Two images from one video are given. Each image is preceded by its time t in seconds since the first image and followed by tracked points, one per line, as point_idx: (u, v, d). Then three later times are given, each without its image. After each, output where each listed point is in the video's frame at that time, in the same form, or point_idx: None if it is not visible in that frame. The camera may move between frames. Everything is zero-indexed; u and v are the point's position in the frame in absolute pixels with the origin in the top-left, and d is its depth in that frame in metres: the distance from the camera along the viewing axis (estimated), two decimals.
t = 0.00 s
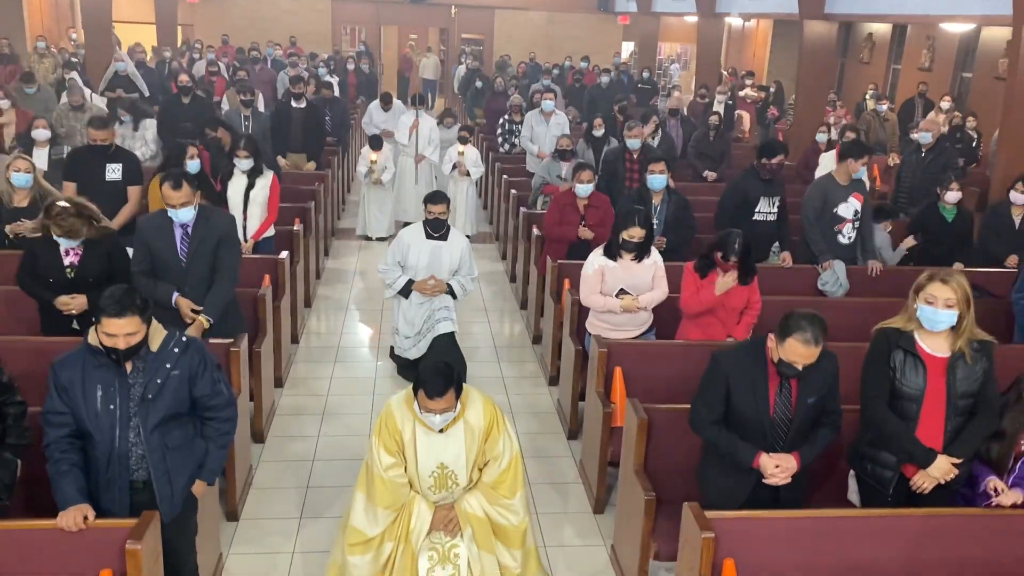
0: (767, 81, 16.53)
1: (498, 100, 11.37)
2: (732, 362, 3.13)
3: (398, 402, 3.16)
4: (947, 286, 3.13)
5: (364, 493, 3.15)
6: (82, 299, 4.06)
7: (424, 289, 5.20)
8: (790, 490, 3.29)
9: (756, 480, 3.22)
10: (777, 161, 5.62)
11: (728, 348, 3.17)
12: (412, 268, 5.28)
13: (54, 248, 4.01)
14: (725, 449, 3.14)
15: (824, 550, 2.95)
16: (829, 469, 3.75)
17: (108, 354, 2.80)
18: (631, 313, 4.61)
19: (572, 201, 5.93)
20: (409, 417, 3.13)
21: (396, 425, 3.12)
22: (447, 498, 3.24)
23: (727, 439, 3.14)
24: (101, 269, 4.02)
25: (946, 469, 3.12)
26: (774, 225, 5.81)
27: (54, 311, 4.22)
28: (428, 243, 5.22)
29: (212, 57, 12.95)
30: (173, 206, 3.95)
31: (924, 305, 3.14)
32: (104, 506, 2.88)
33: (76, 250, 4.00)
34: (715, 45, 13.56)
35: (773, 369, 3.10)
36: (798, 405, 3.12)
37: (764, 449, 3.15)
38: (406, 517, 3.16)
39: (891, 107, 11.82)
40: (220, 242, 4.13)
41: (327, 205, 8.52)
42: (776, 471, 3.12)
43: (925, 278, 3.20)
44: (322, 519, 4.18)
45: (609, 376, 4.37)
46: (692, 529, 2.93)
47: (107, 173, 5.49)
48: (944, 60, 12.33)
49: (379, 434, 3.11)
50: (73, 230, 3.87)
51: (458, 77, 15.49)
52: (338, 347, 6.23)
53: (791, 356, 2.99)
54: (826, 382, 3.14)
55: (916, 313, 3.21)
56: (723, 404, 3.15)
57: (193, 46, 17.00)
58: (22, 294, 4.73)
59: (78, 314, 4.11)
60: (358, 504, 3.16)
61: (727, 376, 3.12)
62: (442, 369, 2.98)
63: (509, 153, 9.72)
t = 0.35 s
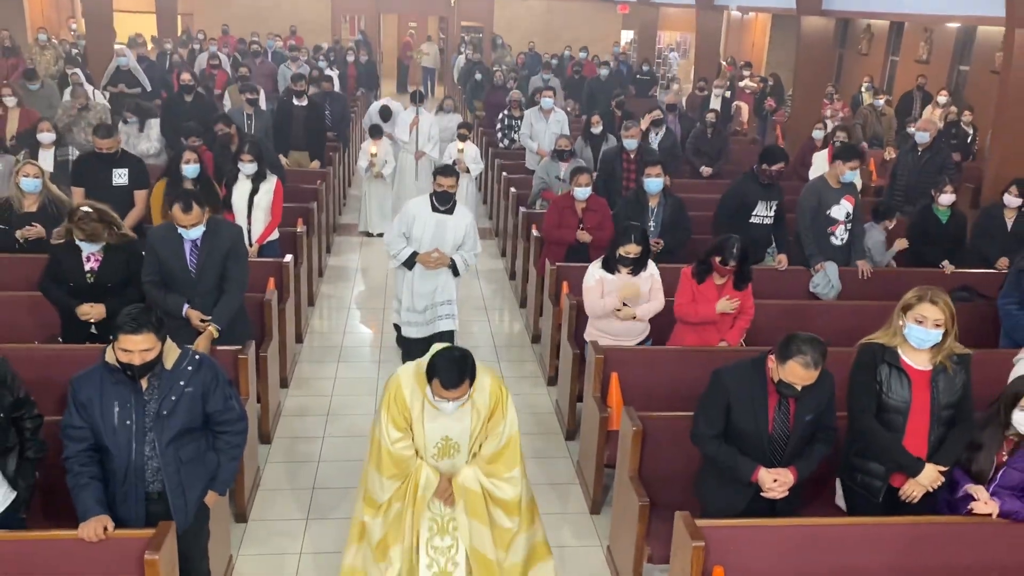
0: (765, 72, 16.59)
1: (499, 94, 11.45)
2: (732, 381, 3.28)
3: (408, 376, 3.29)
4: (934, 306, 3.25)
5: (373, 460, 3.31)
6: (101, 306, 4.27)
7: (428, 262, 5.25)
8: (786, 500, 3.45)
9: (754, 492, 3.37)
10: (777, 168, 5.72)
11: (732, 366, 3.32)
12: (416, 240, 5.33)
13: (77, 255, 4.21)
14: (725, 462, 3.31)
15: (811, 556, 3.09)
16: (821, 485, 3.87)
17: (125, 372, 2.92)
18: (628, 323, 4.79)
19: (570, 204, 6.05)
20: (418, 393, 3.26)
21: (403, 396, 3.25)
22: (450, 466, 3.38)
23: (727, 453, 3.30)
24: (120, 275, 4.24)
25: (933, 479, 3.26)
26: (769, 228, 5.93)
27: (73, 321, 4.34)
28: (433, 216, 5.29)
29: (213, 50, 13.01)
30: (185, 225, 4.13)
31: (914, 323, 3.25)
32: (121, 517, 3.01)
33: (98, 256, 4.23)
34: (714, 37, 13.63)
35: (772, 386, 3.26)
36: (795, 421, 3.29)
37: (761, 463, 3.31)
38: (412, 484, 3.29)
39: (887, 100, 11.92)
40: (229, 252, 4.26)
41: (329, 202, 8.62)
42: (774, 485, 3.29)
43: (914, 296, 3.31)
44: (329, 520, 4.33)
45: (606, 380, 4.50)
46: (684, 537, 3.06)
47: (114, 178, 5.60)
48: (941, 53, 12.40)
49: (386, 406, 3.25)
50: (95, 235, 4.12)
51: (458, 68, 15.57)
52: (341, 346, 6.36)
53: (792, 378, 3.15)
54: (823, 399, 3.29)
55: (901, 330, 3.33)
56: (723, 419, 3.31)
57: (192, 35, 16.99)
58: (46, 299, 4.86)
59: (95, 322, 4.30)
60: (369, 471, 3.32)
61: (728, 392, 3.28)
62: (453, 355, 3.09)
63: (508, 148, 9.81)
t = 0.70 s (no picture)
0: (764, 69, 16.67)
1: (499, 94, 11.54)
2: (727, 394, 3.39)
3: (411, 355, 3.35)
4: (925, 323, 3.34)
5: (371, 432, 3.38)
6: (104, 315, 4.43)
7: (428, 236, 5.32)
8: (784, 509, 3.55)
9: (752, 502, 3.47)
10: (776, 176, 5.81)
11: (727, 378, 3.42)
12: (418, 216, 5.42)
13: (86, 262, 4.38)
14: (724, 473, 3.41)
15: (800, 564, 3.20)
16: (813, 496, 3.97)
17: (138, 387, 3.03)
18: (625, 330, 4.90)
19: (569, 210, 6.14)
20: (422, 369, 3.33)
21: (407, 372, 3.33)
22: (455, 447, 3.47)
23: (725, 464, 3.41)
24: (127, 282, 4.41)
25: (919, 489, 3.37)
26: (766, 234, 6.03)
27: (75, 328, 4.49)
28: (435, 192, 5.38)
29: (214, 49, 13.06)
30: (194, 239, 4.22)
31: (904, 341, 3.33)
32: (134, 527, 3.12)
33: (106, 263, 4.40)
34: (713, 36, 13.70)
35: (767, 397, 3.37)
36: (790, 430, 3.39)
37: (758, 474, 3.41)
38: (411, 459, 3.39)
39: (885, 99, 11.99)
40: (236, 262, 4.35)
41: (331, 204, 8.71)
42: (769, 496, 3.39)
43: (905, 313, 3.38)
44: (333, 524, 4.44)
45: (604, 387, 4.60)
46: (678, 545, 3.16)
47: (121, 184, 5.69)
48: (939, 53, 12.47)
49: (390, 384, 3.33)
50: (109, 237, 4.32)
51: (458, 65, 15.64)
52: (344, 349, 6.47)
53: (784, 380, 3.27)
54: (817, 410, 3.40)
55: (890, 345, 3.42)
56: (720, 430, 3.41)
57: (193, 31, 17.03)
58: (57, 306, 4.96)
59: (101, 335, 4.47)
60: (367, 448, 3.38)
61: (725, 404, 3.39)
62: (462, 318, 3.14)
63: (508, 149, 9.90)
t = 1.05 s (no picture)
0: (763, 75, 16.76)
1: (499, 102, 11.63)
2: (722, 412, 3.48)
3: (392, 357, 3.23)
4: (919, 349, 3.41)
5: (370, 446, 3.21)
6: (104, 330, 4.35)
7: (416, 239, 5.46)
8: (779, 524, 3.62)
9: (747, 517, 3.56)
10: (769, 189, 5.89)
11: (723, 394, 3.52)
12: (416, 218, 5.58)
13: (85, 273, 4.32)
14: (719, 489, 3.49)
15: None
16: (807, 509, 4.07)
17: (151, 407, 3.12)
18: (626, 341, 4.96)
19: (569, 222, 6.23)
20: (409, 366, 3.20)
21: (399, 377, 3.18)
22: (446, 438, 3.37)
23: (721, 481, 3.49)
24: (126, 292, 4.35)
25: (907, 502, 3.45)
26: (760, 245, 6.12)
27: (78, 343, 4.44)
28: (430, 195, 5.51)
29: (217, 57, 13.17)
30: (200, 255, 4.31)
31: (898, 365, 3.43)
32: (147, 542, 3.21)
33: (104, 274, 4.35)
34: (712, 42, 13.79)
35: (762, 412, 3.46)
36: (784, 445, 3.47)
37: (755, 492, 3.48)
38: (415, 458, 3.20)
39: (883, 106, 12.06)
40: (246, 279, 4.46)
41: (333, 212, 8.80)
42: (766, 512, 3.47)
43: (899, 337, 3.46)
44: (336, 535, 4.52)
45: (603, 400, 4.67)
46: (674, 560, 3.23)
47: (128, 198, 5.77)
48: (936, 60, 12.56)
49: (381, 391, 3.17)
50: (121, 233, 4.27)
51: (460, 71, 15.75)
52: (347, 358, 6.56)
53: (776, 381, 3.37)
54: (809, 425, 3.49)
55: (881, 365, 3.51)
56: (717, 446, 3.50)
57: (196, 37, 17.13)
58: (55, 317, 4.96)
59: (103, 350, 4.40)
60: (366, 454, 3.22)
61: (721, 420, 3.47)
62: (441, 308, 3.16)
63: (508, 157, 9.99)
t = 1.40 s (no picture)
0: (763, 85, 16.85)
1: (501, 114, 11.73)
2: (717, 431, 3.57)
3: (398, 373, 3.36)
4: (914, 375, 3.49)
5: (413, 463, 3.29)
6: (112, 347, 4.42)
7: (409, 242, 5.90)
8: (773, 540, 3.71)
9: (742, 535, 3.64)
10: (757, 204, 6.00)
11: (717, 412, 3.61)
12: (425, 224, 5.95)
13: (86, 293, 4.41)
14: (715, 508, 3.57)
15: None
16: (800, 525, 4.15)
17: (164, 427, 3.22)
18: (625, 356, 5.04)
19: (571, 237, 6.32)
20: (418, 379, 3.35)
21: (422, 389, 3.32)
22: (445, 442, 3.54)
23: (717, 500, 3.57)
24: (128, 310, 4.42)
25: (898, 522, 3.53)
26: (753, 259, 6.20)
27: (89, 362, 4.51)
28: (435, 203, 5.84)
29: (221, 68, 13.28)
30: (210, 272, 4.39)
31: (892, 389, 3.51)
32: (160, 559, 3.29)
33: (105, 292, 4.44)
34: (712, 54, 13.90)
35: (755, 429, 3.56)
36: (776, 461, 3.57)
37: (748, 511, 3.57)
38: (441, 466, 3.37)
39: (882, 117, 12.16)
40: (253, 296, 4.56)
41: (337, 225, 8.90)
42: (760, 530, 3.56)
43: (896, 361, 3.53)
44: (340, 549, 4.60)
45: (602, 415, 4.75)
46: None
47: (135, 216, 5.87)
48: (935, 71, 12.66)
49: (407, 409, 3.28)
50: (115, 249, 4.35)
51: (462, 82, 15.87)
52: (351, 372, 6.65)
53: (766, 391, 3.47)
54: (800, 442, 3.59)
55: (877, 387, 3.59)
56: (712, 464, 3.59)
57: (199, 47, 17.24)
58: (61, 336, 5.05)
59: (112, 367, 4.46)
60: (396, 473, 3.31)
61: (716, 438, 3.57)
62: (433, 314, 3.39)
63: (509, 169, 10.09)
